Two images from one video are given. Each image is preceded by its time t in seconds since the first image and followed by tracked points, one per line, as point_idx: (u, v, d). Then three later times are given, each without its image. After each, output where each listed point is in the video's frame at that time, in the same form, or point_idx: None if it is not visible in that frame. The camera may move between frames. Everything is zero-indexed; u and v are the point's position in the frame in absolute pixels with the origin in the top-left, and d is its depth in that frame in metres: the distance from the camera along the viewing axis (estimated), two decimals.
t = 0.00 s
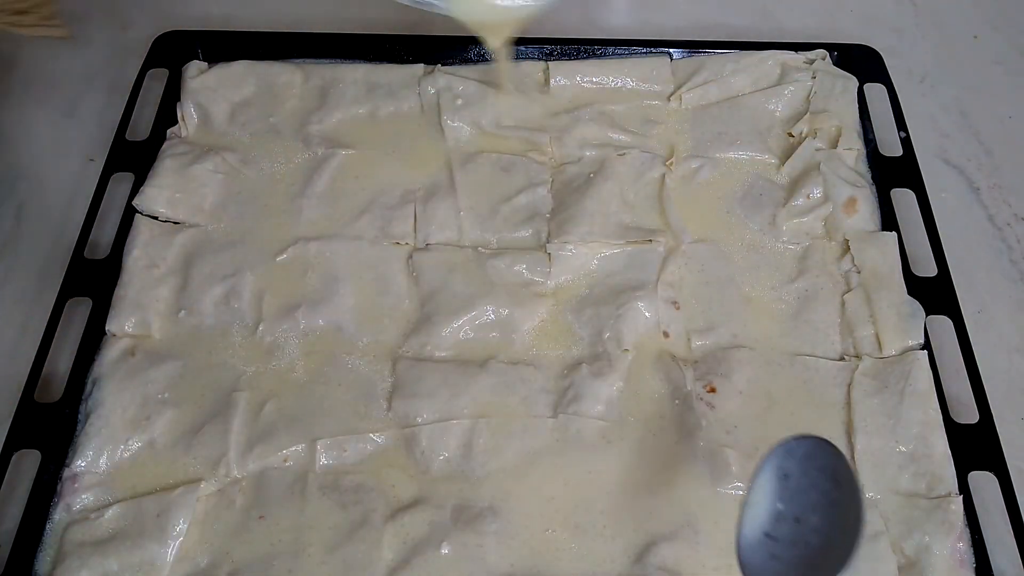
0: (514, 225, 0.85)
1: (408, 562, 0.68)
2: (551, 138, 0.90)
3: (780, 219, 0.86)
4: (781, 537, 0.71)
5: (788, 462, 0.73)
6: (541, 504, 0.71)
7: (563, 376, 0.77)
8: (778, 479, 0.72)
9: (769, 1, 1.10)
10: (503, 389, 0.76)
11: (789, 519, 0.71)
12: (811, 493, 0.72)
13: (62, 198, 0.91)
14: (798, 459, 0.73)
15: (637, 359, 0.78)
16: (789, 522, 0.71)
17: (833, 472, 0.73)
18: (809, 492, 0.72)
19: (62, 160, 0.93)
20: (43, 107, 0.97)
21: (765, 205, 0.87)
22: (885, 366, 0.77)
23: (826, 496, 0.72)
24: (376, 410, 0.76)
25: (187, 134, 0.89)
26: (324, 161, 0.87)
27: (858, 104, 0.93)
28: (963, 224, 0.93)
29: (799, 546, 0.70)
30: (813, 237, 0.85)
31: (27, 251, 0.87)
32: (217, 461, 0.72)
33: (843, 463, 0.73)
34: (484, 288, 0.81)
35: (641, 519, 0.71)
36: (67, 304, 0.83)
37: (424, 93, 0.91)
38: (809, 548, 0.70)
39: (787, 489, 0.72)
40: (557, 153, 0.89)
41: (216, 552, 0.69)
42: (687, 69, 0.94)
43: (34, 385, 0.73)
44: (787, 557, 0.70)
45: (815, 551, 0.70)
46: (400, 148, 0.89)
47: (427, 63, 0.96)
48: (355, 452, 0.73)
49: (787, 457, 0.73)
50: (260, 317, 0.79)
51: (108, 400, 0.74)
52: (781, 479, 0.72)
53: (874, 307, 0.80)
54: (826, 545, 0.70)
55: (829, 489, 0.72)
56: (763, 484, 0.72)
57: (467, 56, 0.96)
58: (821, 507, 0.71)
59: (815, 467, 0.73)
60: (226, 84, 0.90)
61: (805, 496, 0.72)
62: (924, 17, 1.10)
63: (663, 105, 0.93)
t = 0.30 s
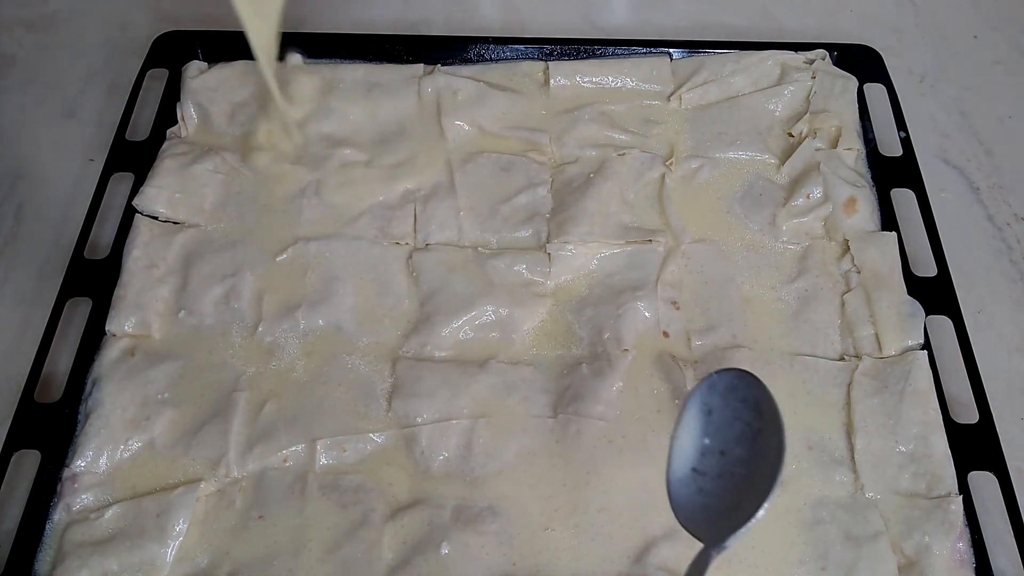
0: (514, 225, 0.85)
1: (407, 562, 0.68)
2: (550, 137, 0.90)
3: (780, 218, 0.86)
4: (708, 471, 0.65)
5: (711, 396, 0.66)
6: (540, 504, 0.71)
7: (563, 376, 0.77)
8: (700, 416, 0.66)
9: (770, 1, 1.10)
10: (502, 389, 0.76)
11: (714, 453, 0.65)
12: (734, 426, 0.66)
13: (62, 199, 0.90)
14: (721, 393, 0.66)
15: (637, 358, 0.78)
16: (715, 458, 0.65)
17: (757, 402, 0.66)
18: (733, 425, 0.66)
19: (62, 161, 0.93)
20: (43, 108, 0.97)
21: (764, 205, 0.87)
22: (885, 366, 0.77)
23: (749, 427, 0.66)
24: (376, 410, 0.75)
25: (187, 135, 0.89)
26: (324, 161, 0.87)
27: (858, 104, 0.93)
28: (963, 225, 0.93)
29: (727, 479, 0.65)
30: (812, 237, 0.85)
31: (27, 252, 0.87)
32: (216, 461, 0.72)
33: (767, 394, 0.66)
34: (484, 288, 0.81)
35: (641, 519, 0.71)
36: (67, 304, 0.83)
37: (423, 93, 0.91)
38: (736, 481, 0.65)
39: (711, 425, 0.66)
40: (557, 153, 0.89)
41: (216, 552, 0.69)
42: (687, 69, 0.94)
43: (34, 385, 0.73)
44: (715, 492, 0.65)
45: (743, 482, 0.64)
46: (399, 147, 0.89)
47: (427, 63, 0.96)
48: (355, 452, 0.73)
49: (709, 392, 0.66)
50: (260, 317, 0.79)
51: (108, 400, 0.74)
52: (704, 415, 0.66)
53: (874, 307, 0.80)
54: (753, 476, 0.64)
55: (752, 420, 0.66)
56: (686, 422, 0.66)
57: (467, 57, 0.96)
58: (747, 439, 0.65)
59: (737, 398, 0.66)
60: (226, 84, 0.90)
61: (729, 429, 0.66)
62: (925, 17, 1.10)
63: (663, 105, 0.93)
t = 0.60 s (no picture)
0: (514, 225, 0.85)
1: (407, 562, 0.68)
2: (550, 137, 0.90)
3: (780, 218, 0.86)
4: (698, 475, 0.66)
5: (699, 400, 0.67)
6: (539, 503, 0.71)
7: (563, 376, 0.77)
8: (688, 420, 0.67)
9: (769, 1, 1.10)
10: (502, 389, 0.76)
11: (703, 457, 0.66)
12: (723, 429, 0.66)
13: (62, 199, 0.90)
14: (711, 396, 0.67)
15: (637, 359, 0.78)
16: (704, 461, 0.66)
17: (746, 404, 0.66)
18: (722, 428, 0.66)
19: (62, 160, 0.93)
20: (43, 108, 0.97)
21: (764, 205, 0.87)
22: (885, 366, 0.77)
23: (739, 430, 0.65)
24: (375, 410, 0.75)
25: (186, 135, 0.89)
26: (324, 161, 0.87)
27: (858, 104, 0.93)
28: (963, 224, 0.93)
29: (717, 484, 0.65)
30: (812, 237, 0.85)
31: (26, 252, 0.87)
32: (216, 461, 0.72)
33: (757, 396, 0.65)
34: (484, 288, 0.81)
35: (640, 518, 0.71)
36: (67, 304, 0.83)
37: (423, 93, 0.91)
38: (725, 485, 0.64)
39: (699, 428, 0.66)
40: (557, 153, 0.89)
41: (216, 552, 0.69)
42: (686, 69, 0.94)
43: (34, 385, 0.73)
44: (704, 496, 0.65)
45: (733, 487, 0.64)
46: (399, 147, 0.89)
47: (427, 63, 0.96)
48: (355, 451, 0.73)
49: (698, 396, 0.67)
50: (260, 317, 0.79)
51: (108, 400, 0.74)
52: (691, 419, 0.67)
53: (874, 307, 0.80)
54: (741, 479, 0.64)
55: (742, 423, 0.65)
56: (675, 427, 0.67)
57: (467, 56, 0.96)
58: (735, 442, 0.65)
59: (727, 401, 0.66)
60: (225, 83, 0.90)
61: (719, 433, 0.66)
62: (924, 17, 1.10)
63: (662, 105, 0.93)
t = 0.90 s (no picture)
0: (513, 225, 0.85)
1: (407, 562, 0.68)
2: (550, 137, 0.90)
3: (779, 219, 0.86)
4: (678, 469, 0.67)
5: (679, 392, 0.69)
6: (539, 504, 0.71)
7: (563, 376, 0.77)
8: (667, 412, 0.69)
9: (769, 1, 1.10)
10: (502, 390, 0.76)
11: (683, 450, 0.68)
12: (702, 421, 0.68)
13: (62, 199, 0.90)
14: (688, 387, 0.69)
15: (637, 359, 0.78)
16: (683, 453, 0.67)
17: (723, 396, 0.68)
18: (701, 420, 0.68)
19: (62, 161, 0.93)
20: (44, 110, 0.97)
21: (764, 205, 0.87)
22: (885, 366, 0.77)
23: (717, 422, 0.68)
24: (375, 410, 0.75)
25: (186, 135, 0.89)
26: (324, 161, 0.87)
27: (858, 104, 0.93)
28: (963, 225, 0.93)
29: (697, 475, 0.67)
30: (812, 237, 0.85)
31: (26, 252, 0.87)
32: (217, 461, 0.72)
33: (736, 388, 0.68)
34: (484, 288, 0.81)
35: (640, 518, 0.71)
36: (68, 304, 0.83)
37: (423, 93, 0.91)
38: (705, 476, 0.66)
39: (678, 420, 0.68)
40: (557, 154, 0.89)
41: (216, 552, 0.69)
42: (686, 70, 0.94)
43: (34, 385, 0.73)
44: (685, 488, 0.67)
45: (714, 479, 0.66)
46: (399, 148, 0.89)
47: (427, 64, 0.96)
48: (355, 452, 0.73)
49: (678, 387, 0.69)
50: (260, 317, 0.79)
51: (108, 400, 0.74)
52: (670, 410, 0.69)
53: (874, 307, 0.80)
54: (722, 472, 0.66)
55: (721, 414, 0.68)
56: (656, 421, 0.69)
57: (468, 57, 0.96)
58: (714, 434, 0.67)
59: (705, 392, 0.69)
60: (225, 83, 0.90)
61: (697, 425, 0.68)
62: (924, 17, 1.10)
63: (662, 105, 0.93)
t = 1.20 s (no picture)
0: (513, 225, 0.85)
1: (406, 563, 0.67)
2: (551, 137, 0.90)
3: (780, 219, 0.86)
4: None
5: (753, 492, 0.68)
6: (540, 504, 0.71)
7: (563, 377, 0.77)
8: (739, 513, 0.67)
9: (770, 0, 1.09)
10: (503, 391, 0.76)
11: (755, 558, 0.64)
12: (781, 526, 0.65)
13: (63, 199, 0.90)
14: (765, 486, 0.69)
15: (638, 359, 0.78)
16: (755, 563, 0.64)
17: (802, 498, 0.68)
18: (779, 526, 0.65)
19: (61, 160, 0.93)
20: (42, 109, 0.97)
21: (765, 205, 0.87)
22: (886, 366, 0.76)
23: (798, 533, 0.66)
24: (375, 411, 0.75)
25: (186, 134, 0.89)
26: (324, 161, 0.87)
27: (858, 103, 0.92)
28: (963, 224, 0.92)
29: None
30: (813, 237, 0.85)
31: (25, 252, 0.87)
32: (217, 461, 0.72)
33: (817, 491, 0.68)
34: (484, 288, 0.80)
35: (641, 519, 0.70)
36: (67, 303, 0.83)
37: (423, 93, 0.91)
38: None
39: (751, 522, 0.66)
40: (558, 154, 0.89)
41: (215, 552, 0.68)
42: (687, 69, 0.94)
43: (34, 385, 0.73)
44: None
45: None
46: (399, 148, 0.89)
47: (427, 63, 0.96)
48: (355, 452, 0.73)
49: (753, 484, 0.69)
50: (259, 317, 0.79)
51: (108, 400, 0.74)
52: (743, 511, 0.67)
53: (875, 307, 0.79)
54: None
55: (803, 525, 0.66)
56: (726, 525, 0.67)
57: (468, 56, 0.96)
58: (791, 546, 0.64)
59: (784, 493, 0.68)
60: (225, 83, 0.90)
61: (775, 532, 0.65)
62: (924, 17, 1.10)
63: (663, 105, 0.93)
